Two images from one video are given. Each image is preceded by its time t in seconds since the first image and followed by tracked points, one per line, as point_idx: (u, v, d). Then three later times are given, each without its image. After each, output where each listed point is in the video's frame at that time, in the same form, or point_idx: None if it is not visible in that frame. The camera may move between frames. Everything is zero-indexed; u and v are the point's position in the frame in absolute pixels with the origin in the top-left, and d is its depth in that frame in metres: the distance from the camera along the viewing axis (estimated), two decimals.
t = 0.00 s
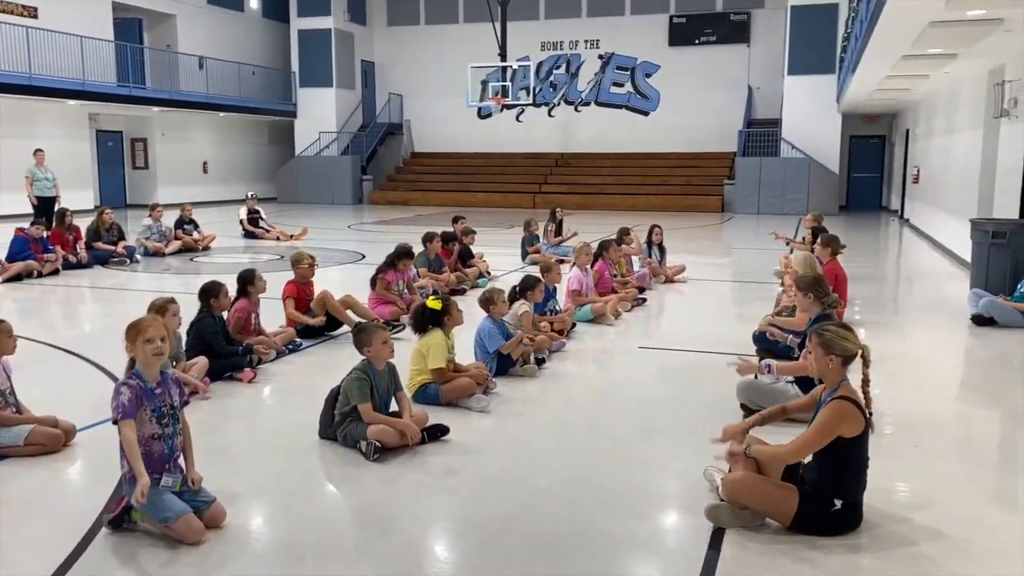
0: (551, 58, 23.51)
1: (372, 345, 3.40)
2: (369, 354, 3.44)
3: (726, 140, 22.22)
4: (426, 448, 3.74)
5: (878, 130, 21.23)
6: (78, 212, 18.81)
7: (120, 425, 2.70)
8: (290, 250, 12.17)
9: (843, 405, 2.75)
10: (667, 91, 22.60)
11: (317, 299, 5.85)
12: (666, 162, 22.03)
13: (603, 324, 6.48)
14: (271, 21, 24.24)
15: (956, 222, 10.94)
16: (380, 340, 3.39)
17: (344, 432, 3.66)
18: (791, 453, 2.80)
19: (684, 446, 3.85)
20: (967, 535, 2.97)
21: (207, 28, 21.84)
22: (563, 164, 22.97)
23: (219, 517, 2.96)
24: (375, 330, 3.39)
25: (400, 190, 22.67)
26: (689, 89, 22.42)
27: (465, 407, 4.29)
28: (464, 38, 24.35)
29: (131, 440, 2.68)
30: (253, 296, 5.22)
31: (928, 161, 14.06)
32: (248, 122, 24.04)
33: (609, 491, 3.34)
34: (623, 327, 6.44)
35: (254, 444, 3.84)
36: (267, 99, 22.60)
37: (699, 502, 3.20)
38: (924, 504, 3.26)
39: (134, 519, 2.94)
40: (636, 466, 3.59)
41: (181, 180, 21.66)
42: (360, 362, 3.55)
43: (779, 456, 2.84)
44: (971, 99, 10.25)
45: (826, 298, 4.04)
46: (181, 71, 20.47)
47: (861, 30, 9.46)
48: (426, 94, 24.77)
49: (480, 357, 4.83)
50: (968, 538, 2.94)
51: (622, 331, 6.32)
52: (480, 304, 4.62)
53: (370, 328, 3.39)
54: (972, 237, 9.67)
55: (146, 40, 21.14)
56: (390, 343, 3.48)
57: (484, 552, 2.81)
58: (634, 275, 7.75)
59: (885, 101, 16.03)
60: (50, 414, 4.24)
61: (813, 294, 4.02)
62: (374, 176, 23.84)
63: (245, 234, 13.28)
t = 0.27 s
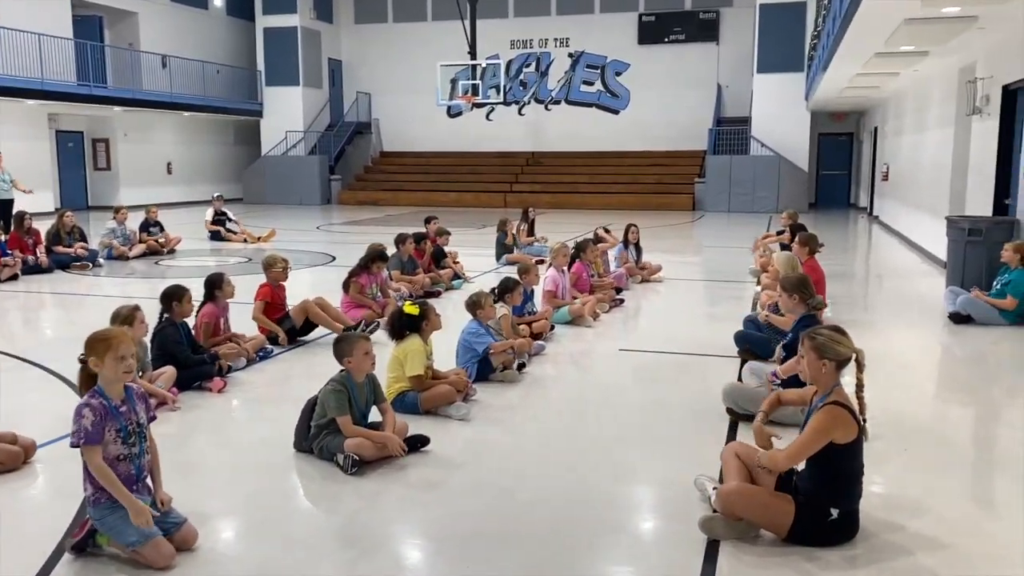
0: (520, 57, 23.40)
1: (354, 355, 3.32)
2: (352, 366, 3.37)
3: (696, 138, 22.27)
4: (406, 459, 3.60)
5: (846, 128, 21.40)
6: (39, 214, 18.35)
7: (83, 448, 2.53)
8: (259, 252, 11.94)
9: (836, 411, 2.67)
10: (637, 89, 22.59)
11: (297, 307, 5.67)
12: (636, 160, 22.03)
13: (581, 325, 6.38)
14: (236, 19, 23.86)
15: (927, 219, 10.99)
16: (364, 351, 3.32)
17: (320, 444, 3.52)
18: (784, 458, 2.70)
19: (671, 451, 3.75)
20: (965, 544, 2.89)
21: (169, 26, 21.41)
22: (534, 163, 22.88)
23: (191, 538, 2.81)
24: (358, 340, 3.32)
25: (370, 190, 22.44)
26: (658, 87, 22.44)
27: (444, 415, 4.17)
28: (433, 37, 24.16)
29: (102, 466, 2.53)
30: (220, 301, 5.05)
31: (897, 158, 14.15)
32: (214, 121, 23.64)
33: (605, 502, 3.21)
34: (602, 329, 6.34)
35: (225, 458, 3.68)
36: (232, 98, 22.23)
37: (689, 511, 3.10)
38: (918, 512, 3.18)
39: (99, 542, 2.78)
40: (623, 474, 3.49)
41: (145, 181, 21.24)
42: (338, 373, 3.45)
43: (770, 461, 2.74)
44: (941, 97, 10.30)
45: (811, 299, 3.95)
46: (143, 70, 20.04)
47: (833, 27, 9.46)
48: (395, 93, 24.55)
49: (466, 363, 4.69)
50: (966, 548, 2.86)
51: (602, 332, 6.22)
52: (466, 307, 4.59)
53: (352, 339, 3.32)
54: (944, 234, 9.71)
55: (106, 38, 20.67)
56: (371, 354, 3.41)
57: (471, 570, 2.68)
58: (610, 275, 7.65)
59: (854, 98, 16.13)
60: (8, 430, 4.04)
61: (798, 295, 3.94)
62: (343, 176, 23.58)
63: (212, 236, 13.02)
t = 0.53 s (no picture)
0: (496, 54, 23.30)
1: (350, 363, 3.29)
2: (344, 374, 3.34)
3: (673, 135, 22.29)
4: (398, 465, 3.51)
5: (821, 124, 21.53)
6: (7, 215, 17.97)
7: (67, 466, 2.42)
8: (236, 252, 11.76)
9: (844, 414, 2.63)
10: (614, 86, 22.57)
11: (282, 308, 5.53)
12: (614, 157, 22.02)
13: (568, 325, 6.29)
14: (207, 16, 23.53)
15: (904, 214, 11.07)
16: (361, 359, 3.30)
17: (310, 452, 3.42)
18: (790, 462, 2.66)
19: (667, 453, 3.69)
20: (972, 546, 2.85)
21: (140, 22, 21.06)
22: (512, 160, 22.79)
23: (178, 553, 2.70)
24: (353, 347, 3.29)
25: (346, 188, 22.24)
26: (635, 84, 22.44)
27: (435, 418, 4.08)
28: (408, 34, 24.00)
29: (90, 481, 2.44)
30: (200, 304, 4.90)
31: (873, 154, 14.23)
32: (186, 119, 23.31)
33: (587, 501, 3.18)
34: (589, 327, 6.27)
35: (210, 467, 3.56)
36: (205, 96, 21.92)
37: (692, 515, 3.04)
38: (923, 513, 3.14)
39: (82, 561, 2.66)
40: (620, 476, 3.42)
41: (116, 181, 20.89)
42: (330, 378, 3.39)
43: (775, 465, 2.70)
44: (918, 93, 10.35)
45: (806, 297, 3.92)
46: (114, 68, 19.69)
47: (812, 24, 9.46)
48: (370, 90, 24.35)
49: (457, 363, 4.65)
50: (973, 549, 2.82)
51: (589, 332, 6.16)
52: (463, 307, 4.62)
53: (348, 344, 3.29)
54: (922, 229, 9.77)
55: (75, 35, 20.29)
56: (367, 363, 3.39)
57: None
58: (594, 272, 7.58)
59: (830, 94, 16.21)
60: None
61: (794, 293, 3.89)
62: (318, 174, 23.35)
63: (187, 236, 12.81)
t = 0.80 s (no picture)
0: (466, 48, 23.15)
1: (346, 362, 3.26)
2: (336, 374, 3.28)
3: (643, 130, 22.32)
4: (391, 470, 3.40)
5: (789, 119, 21.69)
6: None
7: (47, 479, 2.29)
8: (205, 250, 11.51)
9: (854, 410, 2.58)
10: (584, 81, 22.54)
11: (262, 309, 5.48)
12: (585, 153, 22.00)
13: (552, 321, 6.19)
14: (170, 9, 23.06)
15: (877, 208, 11.16)
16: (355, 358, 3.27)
17: (300, 456, 3.31)
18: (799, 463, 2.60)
19: (662, 451, 3.62)
20: (981, 543, 2.80)
21: (101, 15, 20.58)
22: (482, 156, 22.66)
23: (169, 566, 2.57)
24: (347, 347, 3.25)
25: (314, 184, 21.96)
26: (605, 79, 22.43)
27: (426, 419, 3.98)
28: (377, 28, 23.75)
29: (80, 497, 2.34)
30: (175, 303, 4.70)
31: (843, 149, 14.35)
32: (150, 114, 22.84)
33: (565, 501, 3.12)
34: (573, 324, 6.18)
35: (193, 476, 3.42)
36: (169, 90, 21.49)
37: (696, 516, 2.96)
38: (928, 510, 3.09)
39: None
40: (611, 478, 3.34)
41: (78, 177, 20.41)
42: (322, 380, 3.33)
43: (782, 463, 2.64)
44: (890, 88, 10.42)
45: (801, 292, 3.88)
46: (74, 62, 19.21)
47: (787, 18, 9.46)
48: (338, 85, 24.07)
49: (446, 364, 4.58)
50: (983, 548, 2.77)
51: (574, 329, 6.08)
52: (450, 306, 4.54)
53: (342, 344, 3.25)
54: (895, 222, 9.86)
55: (33, 28, 19.76)
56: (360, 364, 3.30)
57: None
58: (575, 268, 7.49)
59: (799, 90, 16.33)
60: None
61: (790, 288, 3.86)
62: (286, 170, 23.03)
63: (154, 235, 12.52)
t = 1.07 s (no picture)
0: (444, 42, 23.01)
1: (348, 364, 3.18)
2: (336, 377, 3.20)
3: (622, 124, 22.30)
4: (395, 475, 3.31)
5: (768, 113, 21.76)
6: None
7: (43, 492, 2.18)
8: (184, 247, 11.31)
9: (875, 408, 2.53)
10: (563, 75, 22.47)
11: (250, 310, 5.44)
12: (564, 147, 21.94)
13: (544, 318, 6.12)
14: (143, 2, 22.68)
15: (860, 200, 11.20)
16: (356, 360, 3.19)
17: (301, 461, 3.22)
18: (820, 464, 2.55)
19: (661, 451, 3.56)
20: (1003, 541, 2.75)
21: (72, 9, 20.18)
22: (461, 150, 22.54)
23: None
24: (348, 348, 3.18)
25: (292, 180, 21.72)
26: (584, 73, 22.37)
27: (426, 420, 3.90)
28: (354, 21, 23.54)
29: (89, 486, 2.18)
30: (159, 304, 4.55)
31: (824, 141, 14.39)
32: (123, 109, 22.45)
33: (548, 502, 3.07)
34: (565, 321, 6.10)
35: (187, 485, 3.30)
36: (143, 85, 21.13)
37: (709, 518, 2.89)
38: (944, 509, 3.04)
39: None
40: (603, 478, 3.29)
41: (50, 174, 20.02)
42: (322, 383, 3.24)
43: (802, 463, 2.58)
44: (873, 80, 10.45)
45: (806, 289, 3.80)
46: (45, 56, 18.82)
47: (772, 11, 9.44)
48: (315, 79, 23.82)
49: (440, 364, 4.44)
50: (1005, 546, 2.72)
51: (567, 325, 6.01)
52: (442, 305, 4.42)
53: (342, 345, 3.17)
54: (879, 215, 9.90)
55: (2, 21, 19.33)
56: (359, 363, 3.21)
57: None
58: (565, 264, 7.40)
59: (778, 83, 16.37)
60: None
61: (794, 283, 3.80)
62: (263, 166, 22.76)
63: (131, 232, 12.29)
